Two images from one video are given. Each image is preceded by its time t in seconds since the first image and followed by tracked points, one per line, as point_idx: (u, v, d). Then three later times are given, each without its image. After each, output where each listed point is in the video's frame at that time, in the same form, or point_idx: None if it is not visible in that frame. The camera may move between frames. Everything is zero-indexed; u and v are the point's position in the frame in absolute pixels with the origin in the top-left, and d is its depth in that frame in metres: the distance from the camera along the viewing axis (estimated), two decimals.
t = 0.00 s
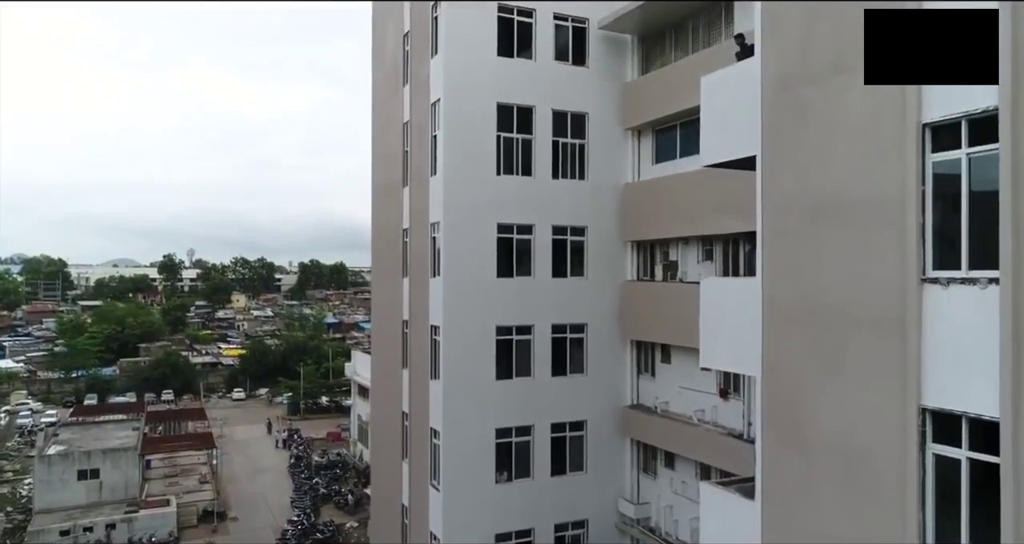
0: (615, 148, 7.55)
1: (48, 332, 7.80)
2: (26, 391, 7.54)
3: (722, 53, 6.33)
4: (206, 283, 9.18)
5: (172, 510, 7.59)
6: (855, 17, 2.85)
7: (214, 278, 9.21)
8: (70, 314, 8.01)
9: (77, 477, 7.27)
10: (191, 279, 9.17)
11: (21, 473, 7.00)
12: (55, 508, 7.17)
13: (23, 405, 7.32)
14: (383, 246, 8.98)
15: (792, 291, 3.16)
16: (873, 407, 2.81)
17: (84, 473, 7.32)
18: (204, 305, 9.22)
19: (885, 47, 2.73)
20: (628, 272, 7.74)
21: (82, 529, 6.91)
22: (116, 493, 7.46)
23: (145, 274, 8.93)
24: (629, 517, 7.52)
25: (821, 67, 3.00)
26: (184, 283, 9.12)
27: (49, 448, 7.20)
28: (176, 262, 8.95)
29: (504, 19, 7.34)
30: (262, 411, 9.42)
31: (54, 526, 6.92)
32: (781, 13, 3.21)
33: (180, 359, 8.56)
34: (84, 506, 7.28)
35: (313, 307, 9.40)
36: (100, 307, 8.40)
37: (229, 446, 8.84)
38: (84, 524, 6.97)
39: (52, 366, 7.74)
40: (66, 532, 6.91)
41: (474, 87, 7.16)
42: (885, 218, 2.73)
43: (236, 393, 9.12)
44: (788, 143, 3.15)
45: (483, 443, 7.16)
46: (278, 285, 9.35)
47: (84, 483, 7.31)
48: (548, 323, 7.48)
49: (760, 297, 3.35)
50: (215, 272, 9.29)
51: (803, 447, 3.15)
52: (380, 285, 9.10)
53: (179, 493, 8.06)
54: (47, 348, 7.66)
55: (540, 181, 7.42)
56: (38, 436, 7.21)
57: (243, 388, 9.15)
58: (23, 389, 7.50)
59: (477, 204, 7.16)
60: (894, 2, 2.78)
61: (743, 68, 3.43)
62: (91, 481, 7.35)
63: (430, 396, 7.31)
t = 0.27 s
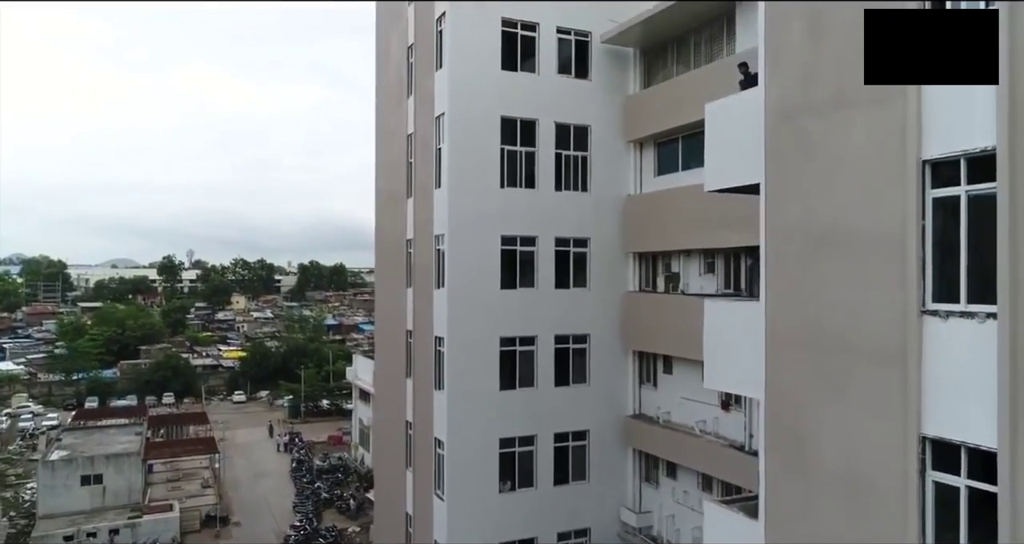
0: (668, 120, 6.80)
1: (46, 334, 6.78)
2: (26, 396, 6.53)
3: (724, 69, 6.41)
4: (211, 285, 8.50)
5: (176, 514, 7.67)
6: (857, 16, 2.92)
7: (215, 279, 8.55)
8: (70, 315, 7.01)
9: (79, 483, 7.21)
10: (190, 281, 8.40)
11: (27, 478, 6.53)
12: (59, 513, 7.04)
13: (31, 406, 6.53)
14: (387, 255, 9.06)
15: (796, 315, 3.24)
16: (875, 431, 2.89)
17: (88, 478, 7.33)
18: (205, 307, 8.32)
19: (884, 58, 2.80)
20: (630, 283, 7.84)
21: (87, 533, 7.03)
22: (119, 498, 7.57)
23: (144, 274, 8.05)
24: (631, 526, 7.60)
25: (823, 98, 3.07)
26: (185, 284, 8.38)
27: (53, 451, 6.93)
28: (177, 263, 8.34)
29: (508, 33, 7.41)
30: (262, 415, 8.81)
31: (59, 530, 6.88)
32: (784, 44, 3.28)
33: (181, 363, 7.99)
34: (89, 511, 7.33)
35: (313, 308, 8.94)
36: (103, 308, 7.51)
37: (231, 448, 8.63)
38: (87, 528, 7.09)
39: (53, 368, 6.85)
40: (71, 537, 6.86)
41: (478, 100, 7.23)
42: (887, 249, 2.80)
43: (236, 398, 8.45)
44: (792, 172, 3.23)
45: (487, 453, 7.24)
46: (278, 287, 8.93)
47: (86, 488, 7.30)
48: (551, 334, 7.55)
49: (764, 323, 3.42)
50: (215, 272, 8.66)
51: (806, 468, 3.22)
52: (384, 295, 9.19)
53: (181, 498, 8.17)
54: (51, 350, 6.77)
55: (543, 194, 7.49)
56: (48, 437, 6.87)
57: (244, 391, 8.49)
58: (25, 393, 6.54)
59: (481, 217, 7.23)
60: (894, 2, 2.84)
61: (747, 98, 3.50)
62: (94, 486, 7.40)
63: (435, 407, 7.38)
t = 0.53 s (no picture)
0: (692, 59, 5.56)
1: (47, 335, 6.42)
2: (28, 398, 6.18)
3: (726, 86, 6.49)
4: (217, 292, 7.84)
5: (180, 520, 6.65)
6: (858, 15, 3.03)
7: (215, 282, 7.84)
8: (69, 319, 6.54)
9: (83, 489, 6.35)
10: (188, 282, 7.62)
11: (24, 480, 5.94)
12: (63, 519, 6.27)
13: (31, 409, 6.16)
14: (392, 266, 9.14)
15: (798, 342, 3.33)
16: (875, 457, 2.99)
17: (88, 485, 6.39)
18: (204, 309, 7.68)
19: (882, 68, 2.89)
20: (632, 294, 7.95)
21: None
22: (123, 505, 6.58)
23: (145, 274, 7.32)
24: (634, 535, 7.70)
25: (826, 133, 3.15)
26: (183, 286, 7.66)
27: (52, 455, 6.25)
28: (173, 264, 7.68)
29: (512, 48, 7.49)
30: (262, 419, 7.92)
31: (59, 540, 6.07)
32: (787, 78, 3.36)
33: (181, 366, 7.22)
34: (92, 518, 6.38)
35: (312, 310, 8.31)
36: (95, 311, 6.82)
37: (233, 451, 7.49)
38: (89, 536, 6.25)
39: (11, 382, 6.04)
40: None
41: (482, 116, 7.31)
42: (890, 283, 2.88)
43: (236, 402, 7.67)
44: (796, 203, 3.31)
45: (492, 463, 7.33)
46: (276, 287, 8.25)
47: (89, 494, 6.41)
48: (554, 346, 7.64)
49: (768, 350, 3.51)
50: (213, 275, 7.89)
51: (808, 490, 3.32)
52: (389, 305, 9.28)
53: (184, 504, 7.02)
54: (49, 352, 6.37)
55: (546, 207, 7.59)
56: (49, 442, 6.29)
57: (244, 394, 7.71)
58: (23, 397, 6.15)
59: (486, 231, 7.32)
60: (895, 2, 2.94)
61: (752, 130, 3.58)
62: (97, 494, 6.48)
63: (440, 418, 7.47)
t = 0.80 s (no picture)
0: None
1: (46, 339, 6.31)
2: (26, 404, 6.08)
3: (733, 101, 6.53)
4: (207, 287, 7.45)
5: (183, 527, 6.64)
6: (858, 16, 3.14)
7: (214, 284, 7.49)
8: (69, 321, 6.41)
9: (89, 495, 6.38)
10: (188, 284, 7.33)
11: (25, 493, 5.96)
12: (67, 524, 6.37)
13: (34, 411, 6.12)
14: (398, 276, 9.23)
15: (807, 366, 3.41)
16: (882, 481, 3.07)
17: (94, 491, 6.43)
18: (205, 310, 7.34)
19: (882, 68, 2.98)
20: (637, 304, 8.02)
21: None
22: (127, 510, 6.66)
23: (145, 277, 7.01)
24: None
25: (834, 164, 3.23)
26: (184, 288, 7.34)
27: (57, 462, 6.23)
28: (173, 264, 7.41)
29: (518, 63, 7.57)
30: (264, 422, 7.77)
31: None
32: (795, 108, 3.43)
33: (183, 369, 6.96)
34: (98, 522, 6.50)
35: (312, 311, 8.07)
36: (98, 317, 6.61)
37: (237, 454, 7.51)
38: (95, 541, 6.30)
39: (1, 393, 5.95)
40: None
41: (489, 129, 7.41)
42: (896, 314, 2.97)
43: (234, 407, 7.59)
44: (804, 232, 3.40)
45: (499, 473, 7.41)
46: (276, 289, 7.94)
47: (94, 500, 6.43)
48: (560, 357, 7.72)
49: (777, 374, 3.60)
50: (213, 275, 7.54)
51: (816, 510, 3.41)
52: (393, 314, 9.35)
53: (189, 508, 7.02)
54: (52, 355, 6.27)
55: (552, 220, 7.66)
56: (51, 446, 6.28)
57: (245, 397, 7.55)
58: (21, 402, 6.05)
59: (493, 244, 7.40)
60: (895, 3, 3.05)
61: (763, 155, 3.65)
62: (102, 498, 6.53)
63: (447, 428, 7.55)
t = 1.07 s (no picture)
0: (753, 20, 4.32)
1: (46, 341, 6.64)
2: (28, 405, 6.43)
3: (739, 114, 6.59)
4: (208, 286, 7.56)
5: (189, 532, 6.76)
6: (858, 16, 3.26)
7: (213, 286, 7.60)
8: (68, 322, 6.71)
9: (93, 499, 6.61)
10: (187, 285, 7.49)
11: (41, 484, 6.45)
12: (73, 529, 6.57)
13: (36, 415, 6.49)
14: (403, 285, 9.28)
15: (814, 389, 3.48)
16: (890, 503, 3.15)
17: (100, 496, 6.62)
18: (204, 312, 7.48)
19: (881, 69, 3.10)
20: (642, 314, 8.06)
21: None
22: (133, 514, 6.80)
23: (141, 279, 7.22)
24: None
25: (842, 193, 3.31)
26: (183, 290, 7.46)
27: (62, 465, 6.60)
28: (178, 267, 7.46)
29: (524, 75, 7.64)
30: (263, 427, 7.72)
31: None
32: (804, 136, 3.52)
33: (183, 371, 7.17)
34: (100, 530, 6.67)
35: (311, 313, 7.88)
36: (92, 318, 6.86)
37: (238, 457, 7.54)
38: None
39: None
40: None
41: (495, 142, 7.51)
42: (902, 340, 3.05)
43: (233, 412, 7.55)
44: (812, 258, 3.47)
45: (505, 482, 7.48)
46: (276, 290, 7.84)
47: (99, 505, 6.65)
48: (565, 367, 7.79)
49: (785, 394, 3.67)
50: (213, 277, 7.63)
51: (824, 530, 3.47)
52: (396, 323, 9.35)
53: (192, 513, 7.13)
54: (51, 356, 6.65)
55: (558, 231, 7.73)
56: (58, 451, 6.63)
57: (245, 400, 7.53)
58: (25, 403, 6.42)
59: (499, 255, 7.50)
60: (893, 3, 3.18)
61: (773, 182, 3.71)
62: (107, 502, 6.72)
63: (454, 437, 7.64)
